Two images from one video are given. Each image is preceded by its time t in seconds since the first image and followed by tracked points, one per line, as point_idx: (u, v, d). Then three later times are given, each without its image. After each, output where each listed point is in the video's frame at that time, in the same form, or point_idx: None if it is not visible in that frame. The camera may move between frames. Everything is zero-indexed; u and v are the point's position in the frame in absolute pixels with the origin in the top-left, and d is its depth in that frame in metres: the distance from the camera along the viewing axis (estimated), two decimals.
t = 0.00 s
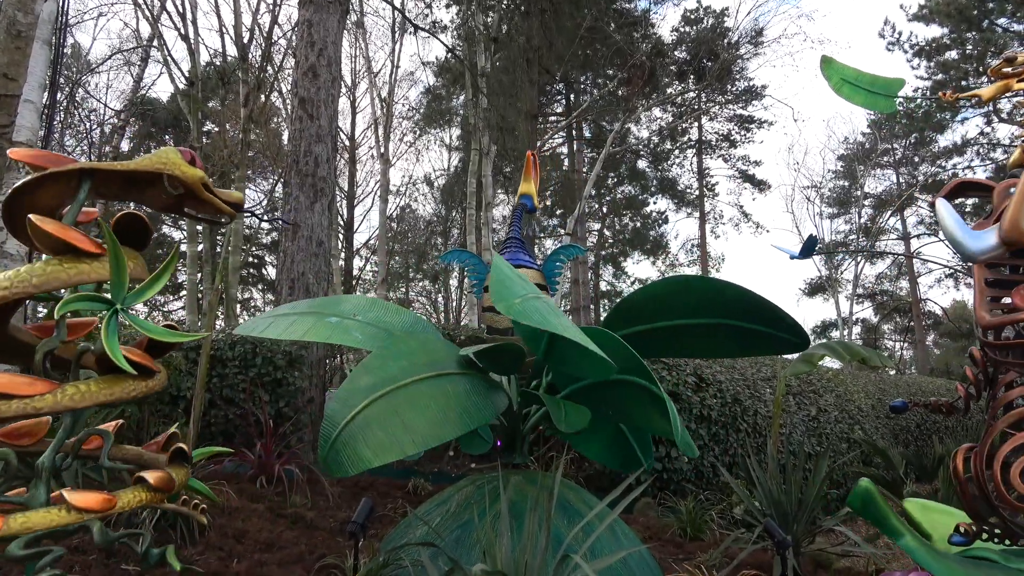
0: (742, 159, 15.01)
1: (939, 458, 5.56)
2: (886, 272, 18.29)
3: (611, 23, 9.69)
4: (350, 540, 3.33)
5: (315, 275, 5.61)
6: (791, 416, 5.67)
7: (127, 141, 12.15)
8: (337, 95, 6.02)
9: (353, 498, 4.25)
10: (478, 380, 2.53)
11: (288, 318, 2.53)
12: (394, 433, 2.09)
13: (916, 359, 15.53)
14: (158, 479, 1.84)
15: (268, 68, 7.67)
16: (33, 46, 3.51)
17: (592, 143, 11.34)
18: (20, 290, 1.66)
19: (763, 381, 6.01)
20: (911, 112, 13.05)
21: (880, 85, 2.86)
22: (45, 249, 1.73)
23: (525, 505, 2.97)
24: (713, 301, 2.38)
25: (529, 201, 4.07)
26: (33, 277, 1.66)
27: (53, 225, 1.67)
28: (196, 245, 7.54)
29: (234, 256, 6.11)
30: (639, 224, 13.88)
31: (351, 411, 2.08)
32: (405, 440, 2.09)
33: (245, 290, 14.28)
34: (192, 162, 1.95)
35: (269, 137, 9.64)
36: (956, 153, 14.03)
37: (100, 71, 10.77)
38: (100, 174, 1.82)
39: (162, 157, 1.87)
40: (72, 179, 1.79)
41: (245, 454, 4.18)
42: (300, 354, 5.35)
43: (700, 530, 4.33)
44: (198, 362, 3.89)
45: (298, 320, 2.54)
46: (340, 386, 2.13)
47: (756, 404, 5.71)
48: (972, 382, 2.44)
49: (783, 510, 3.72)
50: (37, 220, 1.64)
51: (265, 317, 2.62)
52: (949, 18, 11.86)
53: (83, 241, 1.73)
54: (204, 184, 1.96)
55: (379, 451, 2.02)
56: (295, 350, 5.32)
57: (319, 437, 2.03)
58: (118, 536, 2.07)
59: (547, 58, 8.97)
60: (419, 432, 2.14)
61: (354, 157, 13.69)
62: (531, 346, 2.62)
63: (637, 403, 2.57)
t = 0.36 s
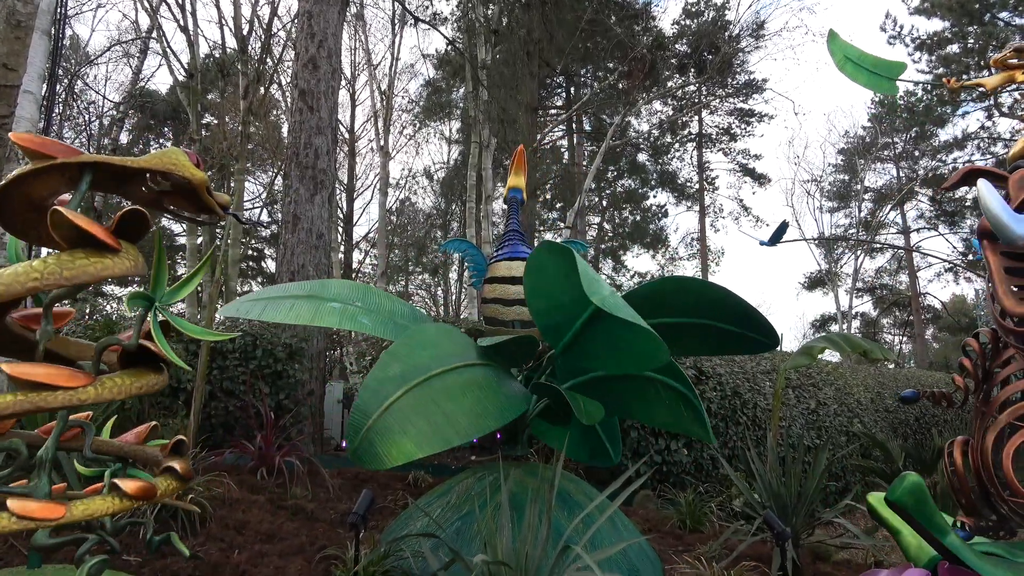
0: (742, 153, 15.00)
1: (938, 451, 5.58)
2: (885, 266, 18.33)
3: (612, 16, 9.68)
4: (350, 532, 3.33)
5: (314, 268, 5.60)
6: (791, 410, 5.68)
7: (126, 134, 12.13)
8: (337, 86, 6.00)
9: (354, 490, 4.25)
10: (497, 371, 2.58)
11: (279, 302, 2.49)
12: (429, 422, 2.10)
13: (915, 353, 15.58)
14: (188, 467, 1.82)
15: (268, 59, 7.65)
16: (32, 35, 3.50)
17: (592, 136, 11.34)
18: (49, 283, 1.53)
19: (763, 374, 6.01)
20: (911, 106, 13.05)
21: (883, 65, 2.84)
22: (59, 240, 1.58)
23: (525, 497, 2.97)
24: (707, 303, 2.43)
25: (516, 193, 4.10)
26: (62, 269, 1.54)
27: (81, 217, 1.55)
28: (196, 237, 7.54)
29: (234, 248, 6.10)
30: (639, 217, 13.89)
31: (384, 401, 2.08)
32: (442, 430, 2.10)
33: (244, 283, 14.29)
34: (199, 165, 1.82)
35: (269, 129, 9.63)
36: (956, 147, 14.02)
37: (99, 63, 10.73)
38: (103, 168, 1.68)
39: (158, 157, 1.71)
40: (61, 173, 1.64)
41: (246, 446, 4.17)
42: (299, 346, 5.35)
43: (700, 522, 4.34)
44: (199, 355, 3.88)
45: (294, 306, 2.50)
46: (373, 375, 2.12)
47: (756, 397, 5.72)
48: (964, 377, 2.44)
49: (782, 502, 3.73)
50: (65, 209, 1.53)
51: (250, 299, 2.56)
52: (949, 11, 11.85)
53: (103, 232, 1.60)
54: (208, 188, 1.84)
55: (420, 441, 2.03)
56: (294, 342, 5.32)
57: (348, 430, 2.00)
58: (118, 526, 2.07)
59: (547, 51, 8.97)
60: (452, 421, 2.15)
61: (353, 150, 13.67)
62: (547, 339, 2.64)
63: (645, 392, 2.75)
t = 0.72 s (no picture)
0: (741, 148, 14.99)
1: (934, 446, 5.60)
2: (884, 262, 18.35)
3: (611, 10, 9.65)
4: (349, 526, 3.34)
5: (313, 263, 5.61)
6: (788, 405, 5.69)
7: (124, 127, 12.10)
8: (336, 80, 5.98)
9: (353, 484, 4.27)
10: (513, 363, 2.66)
11: (292, 285, 2.46)
12: (470, 415, 2.13)
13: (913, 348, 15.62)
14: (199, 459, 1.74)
15: (266, 53, 7.62)
16: (31, 29, 3.48)
17: (591, 131, 11.32)
18: (81, 281, 1.48)
19: (760, 369, 6.03)
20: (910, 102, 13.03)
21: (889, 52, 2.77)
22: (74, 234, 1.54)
23: (524, 491, 2.98)
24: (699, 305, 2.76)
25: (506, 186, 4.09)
26: (91, 267, 1.49)
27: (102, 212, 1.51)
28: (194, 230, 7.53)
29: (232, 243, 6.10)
30: (637, 212, 13.90)
31: (424, 395, 2.07)
32: (482, 424, 2.13)
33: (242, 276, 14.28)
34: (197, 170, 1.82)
35: (267, 123, 9.61)
36: (955, 142, 14.02)
37: (96, 56, 10.68)
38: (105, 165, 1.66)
39: (154, 161, 1.69)
40: (59, 167, 1.62)
41: (245, 440, 4.18)
42: (298, 341, 5.36)
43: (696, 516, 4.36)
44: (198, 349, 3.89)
45: (306, 290, 2.47)
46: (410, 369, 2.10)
47: (753, 392, 5.74)
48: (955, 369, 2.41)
49: (778, 497, 3.74)
50: (95, 208, 1.49)
51: (246, 280, 2.46)
52: (949, 7, 11.84)
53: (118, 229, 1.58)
54: (202, 193, 1.84)
55: (464, 435, 2.05)
56: (293, 336, 5.32)
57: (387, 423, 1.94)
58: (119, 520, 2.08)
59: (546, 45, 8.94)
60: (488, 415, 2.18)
61: (352, 144, 13.64)
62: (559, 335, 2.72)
63: (637, 381, 2.99)
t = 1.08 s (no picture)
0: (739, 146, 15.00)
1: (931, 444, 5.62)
2: (881, 260, 18.40)
3: (610, 8, 9.65)
4: (348, 524, 3.34)
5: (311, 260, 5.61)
6: (786, 403, 5.71)
7: (122, 124, 12.07)
8: (335, 78, 5.97)
9: (352, 481, 4.27)
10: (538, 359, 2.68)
11: (315, 272, 2.45)
12: (516, 412, 2.18)
13: (910, 346, 15.66)
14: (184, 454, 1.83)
15: (264, 50, 7.60)
16: (29, 26, 3.46)
17: (589, 129, 11.32)
18: (107, 282, 1.50)
19: (758, 368, 6.04)
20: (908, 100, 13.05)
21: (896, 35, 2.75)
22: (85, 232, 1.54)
23: (522, 489, 2.99)
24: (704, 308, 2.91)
25: (494, 184, 4.10)
26: (116, 269, 1.53)
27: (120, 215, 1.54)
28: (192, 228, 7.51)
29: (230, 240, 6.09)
30: (636, 210, 13.91)
31: (472, 392, 2.12)
32: (528, 419, 2.20)
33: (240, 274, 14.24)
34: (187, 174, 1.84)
35: (266, 120, 9.60)
36: (953, 141, 14.04)
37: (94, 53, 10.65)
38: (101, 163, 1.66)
39: (153, 166, 1.70)
40: (58, 164, 1.61)
41: (244, 438, 4.18)
42: (297, 339, 5.35)
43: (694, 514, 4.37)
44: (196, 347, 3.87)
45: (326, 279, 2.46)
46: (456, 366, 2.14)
47: (751, 390, 5.75)
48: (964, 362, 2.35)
49: (776, 495, 3.74)
50: (119, 213, 1.50)
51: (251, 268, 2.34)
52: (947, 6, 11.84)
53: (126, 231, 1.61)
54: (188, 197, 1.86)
55: (515, 431, 2.11)
56: (291, 334, 5.32)
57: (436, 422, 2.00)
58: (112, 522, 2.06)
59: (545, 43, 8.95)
60: (536, 411, 2.24)
61: (350, 141, 13.60)
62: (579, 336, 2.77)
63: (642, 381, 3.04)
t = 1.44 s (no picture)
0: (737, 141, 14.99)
1: (931, 437, 5.63)
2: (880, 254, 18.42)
3: (605, 5, 9.66)
4: (349, 524, 3.35)
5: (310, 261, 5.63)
6: (786, 398, 5.71)
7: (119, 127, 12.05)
8: (331, 79, 5.96)
9: (353, 482, 4.27)
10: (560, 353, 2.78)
11: (343, 264, 2.48)
12: (565, 409, 2.35)
13: (910, 339, 15.68)
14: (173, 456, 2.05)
15: (260, 51, 7.59)
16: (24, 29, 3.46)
17: (587, 126, 11.33)
18: (132, 287, 1.76)
19: (758, 363, 6.04)
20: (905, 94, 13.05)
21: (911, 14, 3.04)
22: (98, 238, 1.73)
23: (524, 488, 2.99)
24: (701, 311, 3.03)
25: (481, 181, 4.11)
26: (135, 276, 1.78)
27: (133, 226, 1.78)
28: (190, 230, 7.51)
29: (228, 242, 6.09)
30: (634, 207, 13.92)
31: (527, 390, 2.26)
32: (574, 416, 2.39)
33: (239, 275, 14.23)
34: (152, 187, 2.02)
35: (263, 122, 9.59)
36: (950, 134, 14.05)
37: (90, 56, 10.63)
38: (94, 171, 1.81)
39: (143, 172, 1.87)
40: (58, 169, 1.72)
41: (245, 440, 4.18)
42: (296, 340, 5.36)
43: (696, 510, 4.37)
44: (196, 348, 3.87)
45: (359, 271, 2.49)
46: (512, 366, 2.25)
47: (751, 386, 5.76)
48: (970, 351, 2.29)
49: (778, 490, 3.74)
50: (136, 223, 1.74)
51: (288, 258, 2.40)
52: None
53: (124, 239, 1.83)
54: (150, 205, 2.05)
55: (565, 429, 2.30)
56: (291, 335, 5.33)
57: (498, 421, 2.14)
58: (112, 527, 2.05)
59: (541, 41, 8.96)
60: (578, 408, 2.44)
61: (347, 141, 13.57)
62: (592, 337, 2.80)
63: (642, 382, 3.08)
